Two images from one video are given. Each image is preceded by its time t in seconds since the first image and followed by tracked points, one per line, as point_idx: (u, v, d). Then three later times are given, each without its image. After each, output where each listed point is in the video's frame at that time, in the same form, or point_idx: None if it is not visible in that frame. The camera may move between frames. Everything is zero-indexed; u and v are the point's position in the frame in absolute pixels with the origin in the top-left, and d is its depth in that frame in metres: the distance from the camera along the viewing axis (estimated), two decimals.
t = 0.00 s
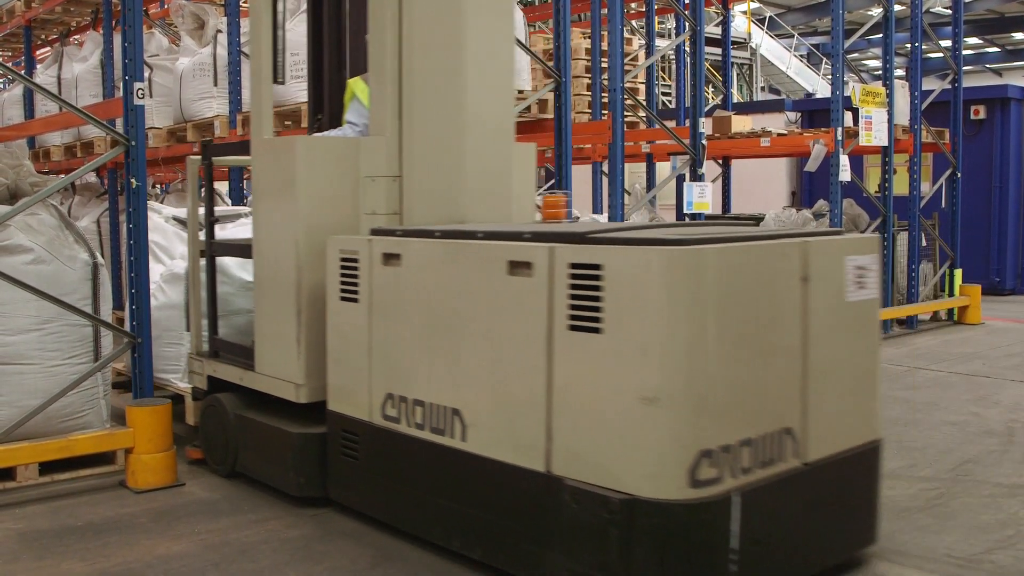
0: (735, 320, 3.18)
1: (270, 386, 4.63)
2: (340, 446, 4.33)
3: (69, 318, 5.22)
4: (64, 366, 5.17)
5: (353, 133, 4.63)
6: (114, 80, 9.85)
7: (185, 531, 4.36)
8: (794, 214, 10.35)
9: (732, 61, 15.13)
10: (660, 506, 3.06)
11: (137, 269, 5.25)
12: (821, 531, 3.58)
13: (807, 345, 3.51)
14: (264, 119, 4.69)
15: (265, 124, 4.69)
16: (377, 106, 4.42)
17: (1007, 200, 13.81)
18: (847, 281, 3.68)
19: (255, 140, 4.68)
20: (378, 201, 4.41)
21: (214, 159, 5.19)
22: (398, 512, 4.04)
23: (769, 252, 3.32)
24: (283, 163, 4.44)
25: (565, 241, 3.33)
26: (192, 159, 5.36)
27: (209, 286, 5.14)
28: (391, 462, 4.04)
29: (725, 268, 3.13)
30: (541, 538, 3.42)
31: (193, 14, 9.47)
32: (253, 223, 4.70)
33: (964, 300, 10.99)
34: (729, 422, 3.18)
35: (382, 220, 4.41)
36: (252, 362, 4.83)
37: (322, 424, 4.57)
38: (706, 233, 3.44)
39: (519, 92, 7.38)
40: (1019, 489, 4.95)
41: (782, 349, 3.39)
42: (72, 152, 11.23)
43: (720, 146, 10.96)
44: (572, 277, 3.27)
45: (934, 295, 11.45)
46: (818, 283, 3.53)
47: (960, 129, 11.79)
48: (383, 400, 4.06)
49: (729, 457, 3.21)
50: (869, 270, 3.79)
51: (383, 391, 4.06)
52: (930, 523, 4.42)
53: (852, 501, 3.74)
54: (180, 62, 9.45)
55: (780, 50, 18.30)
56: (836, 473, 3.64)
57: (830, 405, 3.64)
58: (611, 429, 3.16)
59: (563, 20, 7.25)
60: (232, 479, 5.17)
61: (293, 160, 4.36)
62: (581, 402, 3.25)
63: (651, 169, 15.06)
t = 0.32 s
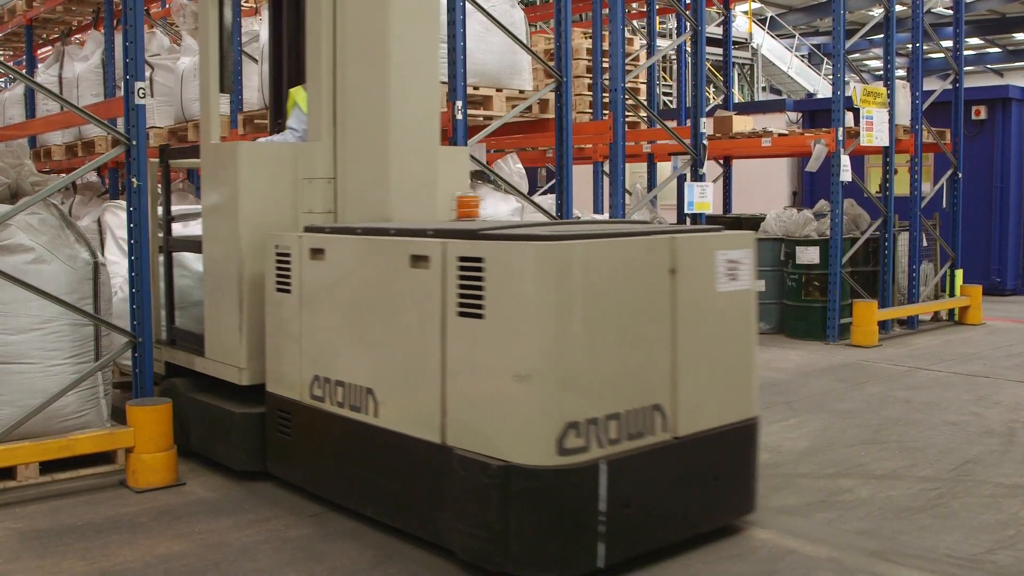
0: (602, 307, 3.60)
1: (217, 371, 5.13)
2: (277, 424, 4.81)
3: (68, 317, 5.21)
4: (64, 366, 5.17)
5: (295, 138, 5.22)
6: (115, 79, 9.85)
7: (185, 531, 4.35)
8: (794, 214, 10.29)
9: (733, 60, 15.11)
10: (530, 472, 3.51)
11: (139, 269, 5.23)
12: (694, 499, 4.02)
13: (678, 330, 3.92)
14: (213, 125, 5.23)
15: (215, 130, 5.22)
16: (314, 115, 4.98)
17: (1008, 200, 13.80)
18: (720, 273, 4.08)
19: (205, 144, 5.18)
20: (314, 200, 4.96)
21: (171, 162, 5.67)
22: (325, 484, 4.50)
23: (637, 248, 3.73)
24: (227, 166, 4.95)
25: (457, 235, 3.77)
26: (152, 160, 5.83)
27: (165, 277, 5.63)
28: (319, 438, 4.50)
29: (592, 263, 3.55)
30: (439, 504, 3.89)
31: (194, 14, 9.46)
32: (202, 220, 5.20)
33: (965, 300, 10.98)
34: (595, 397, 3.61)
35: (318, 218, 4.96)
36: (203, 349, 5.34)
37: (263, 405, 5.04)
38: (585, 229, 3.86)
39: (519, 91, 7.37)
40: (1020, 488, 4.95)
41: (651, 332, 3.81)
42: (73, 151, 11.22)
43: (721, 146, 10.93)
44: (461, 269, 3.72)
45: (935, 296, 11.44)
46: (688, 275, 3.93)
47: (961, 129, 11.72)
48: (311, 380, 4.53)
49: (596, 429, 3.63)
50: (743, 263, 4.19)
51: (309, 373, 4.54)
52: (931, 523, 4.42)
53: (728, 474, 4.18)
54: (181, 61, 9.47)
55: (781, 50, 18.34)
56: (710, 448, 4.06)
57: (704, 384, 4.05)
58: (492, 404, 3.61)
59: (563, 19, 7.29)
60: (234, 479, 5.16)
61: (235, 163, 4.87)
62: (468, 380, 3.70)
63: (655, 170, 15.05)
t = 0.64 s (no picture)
0: (499, 295, 4.03)
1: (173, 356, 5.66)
2: (226, 405, 5.28)
3: (70, 315, 5.22)
4: (65, 364, 5.17)
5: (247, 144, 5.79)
6: (117, 78, 9.85)
7: (186, 529, 4.35)
8: (796, 214, 10.27)
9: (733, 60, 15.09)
10: (431, 442, 3.96)
11: (141, 268, 5.23)
12: (591, 471, 4.45)
13: (572, 316, 4.34)
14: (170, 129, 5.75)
15: (171, 133, 5.70)
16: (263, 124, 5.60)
17: (1010, 199, 13.79)
18: (614, 265, 4.49)
19: (164, 148, 5.72)
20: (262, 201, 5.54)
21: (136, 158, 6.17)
22: (267, 460, 4.95)
23: (531, 243, 4.15)
24: (181, 169, 5.50)
25: (372, 230, 4.23)
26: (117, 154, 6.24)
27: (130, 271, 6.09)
28: (260, 417, 4.96)
29: (487, 255, 3.97)
30: (359, 474, 4.34)
31: (196, 13, 9.47)
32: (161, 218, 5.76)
33: (966, 300, 10.97)
34: (491, 378, 4.03)
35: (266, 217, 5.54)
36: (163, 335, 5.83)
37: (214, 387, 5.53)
38: (488, 225, 4.29)
39: (521, 91, 7.35)
40: (1021, 488, 4.95)
41: (548, 318, 4.24)
42: (74, 150, 11.23)
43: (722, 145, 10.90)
44: (373, 260, 4.18)
45: (936, 295, 11.43)
46: (581, 266, 4.35)
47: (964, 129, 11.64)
48: (251, 363, 5.02)
49: (492, 404, 4.05)
50: (638, 257, 4.61)
51: (250, 358, 5.02)
52: (932, 523, 4.42)
53: (627, 450, 4.61)
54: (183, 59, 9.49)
55: (782, 49, 18.33)
56: (606, 424, 4.50)
57: (600, 366, 4.48)
58: (400, 381, 4.06)
59: (563, 17, 7.28)
60: (235, 478, 5.16)
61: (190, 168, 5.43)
62: (381, 360, 4.15)
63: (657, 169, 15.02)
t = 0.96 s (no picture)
0: (421, 286, 4.41)
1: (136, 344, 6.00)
2: (185, 388, 5.66)
3: (70, 314, 5.21)
4: (65, 363, 5.17)
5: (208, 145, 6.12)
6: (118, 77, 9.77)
7: (184, 528, 4.35)
8: (797, 213, 10.26)
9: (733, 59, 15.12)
10: (358, 418, 4.36)
11: (142, 267, 5.22)
12: (512, 448, 4.85)
13: (492, 305, 4.71)
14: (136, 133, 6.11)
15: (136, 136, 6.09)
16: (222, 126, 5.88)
17: (1011, 199, 13.79)
18: (533, 258, 4.86)
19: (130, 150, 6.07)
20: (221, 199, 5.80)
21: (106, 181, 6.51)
22: (230, 444, 5.27)
23: (451, 238, 4.53)
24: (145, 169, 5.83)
25: (307, 226, 4.61)
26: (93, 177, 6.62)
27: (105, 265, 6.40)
28: (213, 400, 5.36)
29: (409, 249, 4.36)
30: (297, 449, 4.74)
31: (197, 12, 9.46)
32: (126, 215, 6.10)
33: (967, 300, 10.96)
34: (414, 360, 4.42)
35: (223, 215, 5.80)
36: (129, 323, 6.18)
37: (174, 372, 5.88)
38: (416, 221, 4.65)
39: (522, 90, 7.34)
40: (1022, 488, 4.94)
41: (468, 307, 4.61)
42: (75, 149, 11.20)
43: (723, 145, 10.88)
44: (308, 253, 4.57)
45: (936, 295, 11.42)
46: (500, 260, 4.72)
47: (966, 129, 11.64)
48: (208, 350, 5.37)
49: (415, 384, 4.44)
50: (557, 251, 4.97)
51: (206, 344, 5.39)
52: (933, 524, 4.41)
53: (547, 429, 5.00)
54: (184, 58, 9.48)
55: (784, 49, 18.31)
56: (526, 404, 4.88)
57: (520, 352, 4.85)
58: (330, 364, 4.45)
59: (565, 16, 7.29)
60: (234, 477, 5.15)
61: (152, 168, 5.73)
62: (315, 345, 4.54)
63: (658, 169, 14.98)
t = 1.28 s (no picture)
0: (361, 279, 4.76)
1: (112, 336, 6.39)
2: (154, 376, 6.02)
3: (71, 313, 5.20)
4: (65, 362, 5.17)
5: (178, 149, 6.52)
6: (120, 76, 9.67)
7: (184, 527, 4.35)
8: (797, 213, 10.27)
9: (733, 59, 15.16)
10: (301, 400, 4.71)
11: (143, 267, 5.21)
12: (451, 430, 5.20)
13: (430, 296, 5.06)
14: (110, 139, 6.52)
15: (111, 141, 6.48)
16: (189, 130, 6.19)
17: (1011, 200, 13.79)
18: (469, 254, 5.21)
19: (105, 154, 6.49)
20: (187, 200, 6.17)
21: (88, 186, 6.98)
22: (231, 442, 5.29)
23: (390, 235, 4.87)
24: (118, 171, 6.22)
25: (259, 223, 4.98)
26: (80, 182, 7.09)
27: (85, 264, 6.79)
28: (203, 393, 5.50)
29: (350, 245, 4.71)
30: (249, 429, 5.11)
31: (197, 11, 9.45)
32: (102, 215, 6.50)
33: (967, 300, 10.96)
34: (354, 348, 4.77)
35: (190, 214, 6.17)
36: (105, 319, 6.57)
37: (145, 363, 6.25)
38: (359, 219, 5.01)
39: (522, 90, 7.35)
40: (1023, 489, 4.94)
41: (406, 298, 4.96)
42: (76, 148, 11.17)
43: (723, 144, 10.88)
44: (260, 248, 4.95)
45: (937, 295, 11.42)
46: (437, 256, 5.07)
47: (966, 129, 11.62)
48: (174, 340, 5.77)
49: (355, 369, 4.78)
50: (492, 247, 5.33)
51: (173, 335, 5.79)
52: (933, 524, 4.41)
53: (483, 412, 5.35)
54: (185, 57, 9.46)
55: (784, 49, 18.30)
56: (464, 390, 5.23)
57: (457, 341, 5.19)
58: (278, 351, 4.81)
59: (566, 16, 7.29)
60: (233, 476, 5.16)
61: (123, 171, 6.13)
62: (265, 333, 4.91)
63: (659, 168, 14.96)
